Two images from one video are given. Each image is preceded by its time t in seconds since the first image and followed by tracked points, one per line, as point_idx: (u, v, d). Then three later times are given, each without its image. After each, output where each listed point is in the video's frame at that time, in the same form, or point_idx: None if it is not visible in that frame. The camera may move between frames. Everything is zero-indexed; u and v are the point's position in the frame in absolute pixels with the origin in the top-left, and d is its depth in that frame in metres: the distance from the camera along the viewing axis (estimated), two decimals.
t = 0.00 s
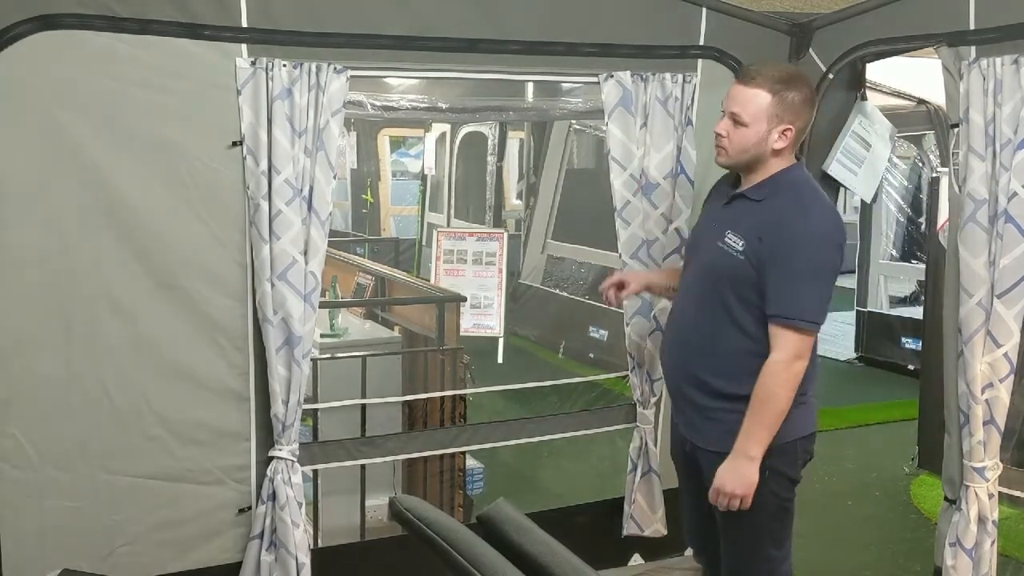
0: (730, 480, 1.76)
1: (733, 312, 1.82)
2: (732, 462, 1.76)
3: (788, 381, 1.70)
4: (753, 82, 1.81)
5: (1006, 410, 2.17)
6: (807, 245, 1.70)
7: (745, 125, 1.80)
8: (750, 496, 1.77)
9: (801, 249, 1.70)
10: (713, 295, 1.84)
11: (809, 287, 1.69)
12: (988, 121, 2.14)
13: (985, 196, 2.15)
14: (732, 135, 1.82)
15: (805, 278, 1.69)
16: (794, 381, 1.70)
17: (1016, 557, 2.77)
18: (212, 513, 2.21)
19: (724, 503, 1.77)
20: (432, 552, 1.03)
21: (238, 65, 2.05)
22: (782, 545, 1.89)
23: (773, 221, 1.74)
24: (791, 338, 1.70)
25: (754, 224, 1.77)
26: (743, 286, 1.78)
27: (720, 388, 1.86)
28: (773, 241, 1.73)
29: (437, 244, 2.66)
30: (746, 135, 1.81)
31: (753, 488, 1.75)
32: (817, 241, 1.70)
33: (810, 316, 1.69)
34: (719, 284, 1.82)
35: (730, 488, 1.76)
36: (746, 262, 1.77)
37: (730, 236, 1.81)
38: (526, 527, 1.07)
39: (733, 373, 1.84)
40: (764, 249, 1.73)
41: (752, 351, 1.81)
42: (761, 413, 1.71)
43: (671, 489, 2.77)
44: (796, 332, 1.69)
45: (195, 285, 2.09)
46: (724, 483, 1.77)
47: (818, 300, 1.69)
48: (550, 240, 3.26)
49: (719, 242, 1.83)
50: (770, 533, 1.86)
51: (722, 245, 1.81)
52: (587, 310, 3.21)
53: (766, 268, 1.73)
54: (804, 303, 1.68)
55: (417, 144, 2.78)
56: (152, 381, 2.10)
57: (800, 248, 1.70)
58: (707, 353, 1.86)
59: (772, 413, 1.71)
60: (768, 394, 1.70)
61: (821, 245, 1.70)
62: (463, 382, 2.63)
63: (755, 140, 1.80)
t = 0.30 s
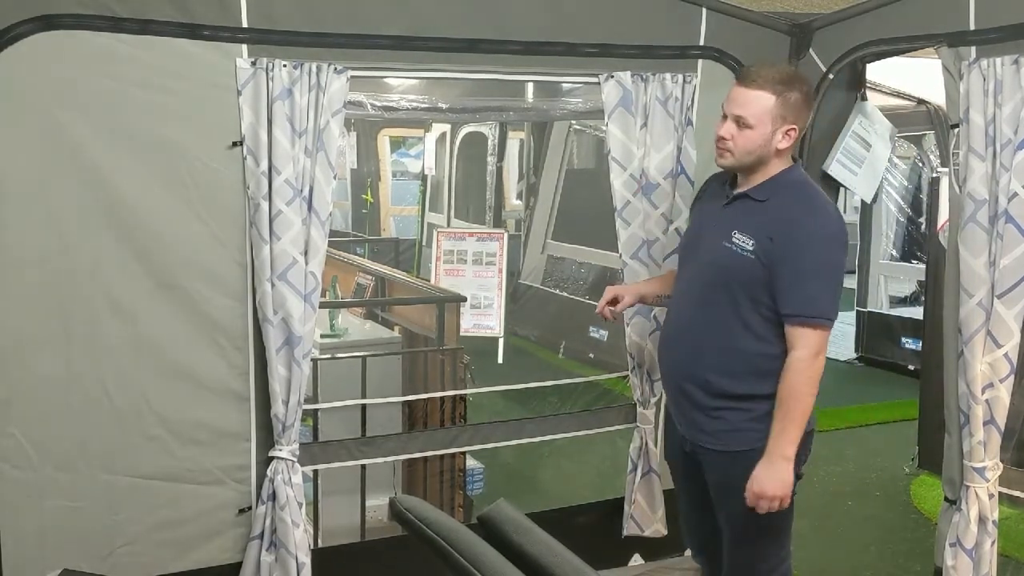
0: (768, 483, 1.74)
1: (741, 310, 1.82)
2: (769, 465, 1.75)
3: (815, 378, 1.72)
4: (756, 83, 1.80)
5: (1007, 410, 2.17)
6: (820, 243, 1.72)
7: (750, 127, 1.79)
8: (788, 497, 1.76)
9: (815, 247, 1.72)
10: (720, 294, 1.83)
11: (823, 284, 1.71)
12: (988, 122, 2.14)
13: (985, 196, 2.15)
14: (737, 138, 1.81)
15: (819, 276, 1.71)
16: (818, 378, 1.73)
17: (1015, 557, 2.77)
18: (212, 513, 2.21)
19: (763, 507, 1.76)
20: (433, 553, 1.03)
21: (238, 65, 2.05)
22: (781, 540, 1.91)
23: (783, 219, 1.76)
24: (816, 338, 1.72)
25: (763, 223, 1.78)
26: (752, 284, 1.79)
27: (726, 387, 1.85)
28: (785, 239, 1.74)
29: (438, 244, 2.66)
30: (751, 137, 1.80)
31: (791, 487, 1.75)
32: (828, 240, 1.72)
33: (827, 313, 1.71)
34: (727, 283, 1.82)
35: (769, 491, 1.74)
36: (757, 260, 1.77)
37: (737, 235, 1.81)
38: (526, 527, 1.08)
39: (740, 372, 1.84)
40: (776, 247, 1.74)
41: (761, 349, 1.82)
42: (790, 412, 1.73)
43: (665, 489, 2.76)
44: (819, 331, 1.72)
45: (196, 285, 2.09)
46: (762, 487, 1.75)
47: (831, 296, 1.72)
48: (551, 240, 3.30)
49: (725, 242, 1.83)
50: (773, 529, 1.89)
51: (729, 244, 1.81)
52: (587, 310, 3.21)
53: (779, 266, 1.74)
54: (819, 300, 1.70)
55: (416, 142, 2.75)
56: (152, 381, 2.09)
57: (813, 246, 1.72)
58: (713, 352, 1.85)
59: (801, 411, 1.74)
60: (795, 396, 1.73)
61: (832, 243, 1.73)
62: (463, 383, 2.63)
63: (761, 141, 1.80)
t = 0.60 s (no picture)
0: (782, 475, 1.72)
1: (747, 307, 1.82)
2: (780, 456, 1.73)
3: (823, 370, 1.73)
4: (771, 82, 1.79)
5: (1007, 410, 2.17)
6: (825, 239, 1.73)
7: (773, 126, 1.79)
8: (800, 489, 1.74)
9: (822, 243, 1.72)
10: (725, 292, 1.83)
11: (829, 279, 1.72)
12: (988, 122, 2.14)
13: (986, 196, 2.15)
14: (761, 138, 1.79)
15: (825, 272, 1.72)
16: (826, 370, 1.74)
17: (1015, 557, 2.77)
18: (212, 513, 2.21)
19: (777, 500, 1.73)
20: (433, 553, 1.03)
21: (238, 65, 2.05)
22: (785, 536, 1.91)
23: (787, 216, 1.76)
24: (824, 330, 1.73)
25: (767, 220, 1.78)
26: (758, 282, 1.79)
27: (732, 384, 1.84)
28: (791, 236, 1.74)
29: (437, 244, 2.65)
30: (773, 136, 1.80)
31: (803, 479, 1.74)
32: (833, 235, 1.73)
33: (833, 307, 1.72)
34: (732, 281, 1.82)
35: (784, 482, 1.72)
36: (763, 258, 1.77)
37: (742, 233, 1.81)
38: (526, 527, 1.08)
39: (746, 369, 1.83)
40: (782, 245, 1.75)
41: (767, 346, 1.82)
42: (801, 404, 1.73)
43: (665, 489, 2.76)
44: (828, 325, 1.73)
45: (196, 285, 2.09)
46: (775, 479, 1.73)
47: (837, 291, 1.73)
48: (550, 240, 3.33)
49: (729, 240, 1.83)
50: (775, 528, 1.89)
51: (734, 242, 1.81)
52: (587, 310, 3.22)
53: (785, 263, 1.75)
54: (826, 294, 1.71)
55: (416, 142, 2.74)
56: (153, 381, 2.09)
57: (820, 242, 1.72)
58: (718, 350, 1.85)
59: (811, 403, 1.73)
60: (805, 388, 1.73)
61: (835, 239, 1.74)
62: (463, 383, 2.63)
63: (781, 140, 1.81)
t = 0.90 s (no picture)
0: (776, 463, 1.74)
1: (753, 306, 1.82)
2: (776, 446, 1.75)
3: (825, 363, 1.73)
4: (767, 78, 1.82)
5: (1007, 410, 2.17)
6: (830, 237, 1.73)
7: (772, 121, 1.81)
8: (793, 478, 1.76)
9: (828, 242, 1.73)
10: (731, 292, 1.83)
11: (835, 276, 1.73)
12: (988, 122, 2.14)
13: (986, 196, 2.15)
14: (762, 133, 1.81)
15: (831, 268, 1.72)
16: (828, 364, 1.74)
17: (1015, 557, 2.77)
18: (212, 513, 2.20)
19: (769, 487, 1.76)
20: (433, 553, 1.03)
21: (238, 65, 2.05)
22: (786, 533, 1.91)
23: (790, 214, 1.77)
24: (827, 324, 1.73)
25: (772, 219, 1.79)
26: (765, 281, 1.79)
27: (739, 384, 1.84)
28: (796, 234, 1.75)
29: (437, 243, 2.65)
30: (772, 131, 1.82)
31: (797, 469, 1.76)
32: (837, 232, 1.74)
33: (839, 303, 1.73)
34: (738, 281, 1.82)
35: (778, 471, 1.74)
36: (770, 257, 1.78)
37: (746, 233, 1.81)
38: (525, 527, 1.08)
39: (753, 368, 1.83)
40: (789, 244, 1.75)
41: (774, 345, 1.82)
42: (801, 395, 1.74)
43: (665, 489, 2.76)
44: (831, 320, 1.73)
45: (196, 285, 2.09)
46: (770, 467, 1.75)
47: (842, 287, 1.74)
48: (551, 241, 3.35)
49: (734, 241, 1.83)
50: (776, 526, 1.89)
51: (739, 242, 1.82)
52: (587, 310, 3.22)
53: (791, 261, 1.75)
54: (832, 291, 1.72)
55: (417, 143, 2.76)
56: (153, 381, 2.09)
57: (826, 241, 1.73)
58: (726, 350, 1.85)
59: (811, 395, 1.74)
60: (805, 381, 1.73)
61: (839, 235, 1.75)
62: (463, 383, 2.64)
63: (780, 135, 1.83)
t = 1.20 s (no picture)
0: (805, 457, 1.73)
1: (760, 305, 1.82)
2: (801, 439, 1.74)
3: (840, 352, 1.75)
4: (747, 74, 1.84)
5: (1006, 411, 2.17)
6: (835, 229, 1.76)
7: (757, 114, 1.83)
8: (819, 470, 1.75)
9: (834, 234, 1.75)
10: (737, 291, 1.83)
11: (841, 267, 1.75)
12: (988, 122, 2.14)
13: (985, 196, 2.15)
14: (749, 127, 1.83)
15: (837, 260, 1.75)
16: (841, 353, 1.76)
17: (1015, 557, 2.77)
18: (212, 513, 2.20)
19: (800, 482, 1.74)
20: (433, 554, 1.03)
21: (238, 66, 2.05)
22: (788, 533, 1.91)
23: (793, 209, 1.78)
24: (837, 314, 1.75)
25: (775, 216, 1.79)
26: (774, 278, 1.79)
27: (752, 382, 1.84)
28: (802, 228, 1.76)
29: (437, 243, 2.66)
30: (759, 124, 1.84)
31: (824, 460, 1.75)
32: (840, 224, 1.77)
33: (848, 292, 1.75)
34: (748, 279, 1.82)
35: (807, 464, 1.73)
36: (778, 254, 1.79)
37: (749, 231, 1.82)
38: (525, 528, 1.08)
39: (763, 366, 1.83)
40: (796, 238, 1.76)
41: (784, 341, 1.83)
42: (822, 385, 1.74)
43: (665, 489, 2.75)
44: (840, 309, 1.75)
45: (196, 286, 2.09)
46: (798, 461, 1.73)
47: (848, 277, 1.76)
48: (551, 242, 3.31)
49: (736, 239, 1.83)
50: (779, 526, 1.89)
51: (743, 240, 1.82)
52: (587, 310, 3.23)
53: (798, 256, 1.76)
54: (840, 282, 1.74)
55: (416, 142, 2.74)
56: (153, 381, 2.09)
57: (833, 233, 1.75)
58: (738, 350, 1.84)
59: (830, 385, 1.74)
60: (822, 372, 1.74)
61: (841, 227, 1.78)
62: (463, 383, 2.65)
63: (767, 127, 1.85)
